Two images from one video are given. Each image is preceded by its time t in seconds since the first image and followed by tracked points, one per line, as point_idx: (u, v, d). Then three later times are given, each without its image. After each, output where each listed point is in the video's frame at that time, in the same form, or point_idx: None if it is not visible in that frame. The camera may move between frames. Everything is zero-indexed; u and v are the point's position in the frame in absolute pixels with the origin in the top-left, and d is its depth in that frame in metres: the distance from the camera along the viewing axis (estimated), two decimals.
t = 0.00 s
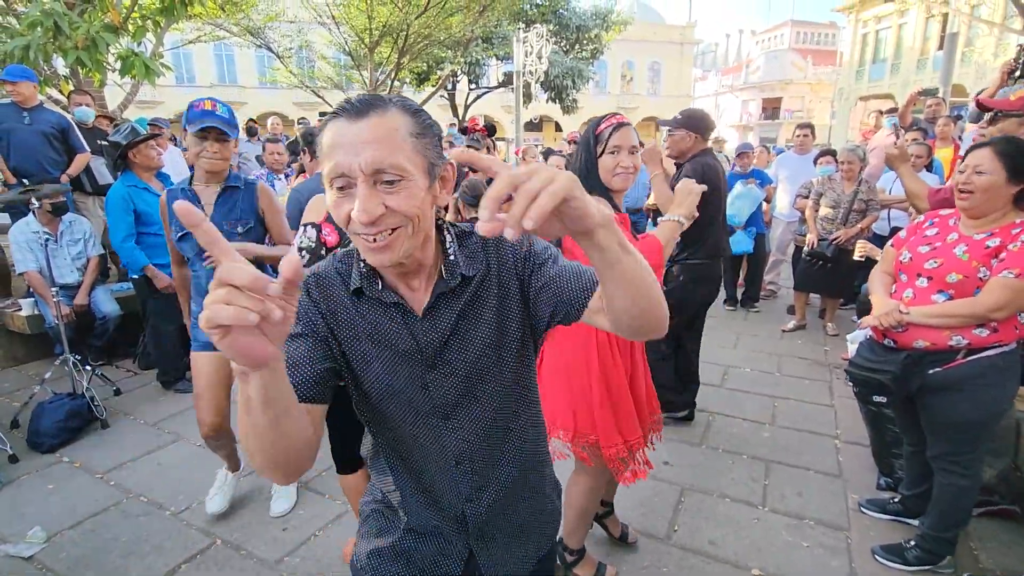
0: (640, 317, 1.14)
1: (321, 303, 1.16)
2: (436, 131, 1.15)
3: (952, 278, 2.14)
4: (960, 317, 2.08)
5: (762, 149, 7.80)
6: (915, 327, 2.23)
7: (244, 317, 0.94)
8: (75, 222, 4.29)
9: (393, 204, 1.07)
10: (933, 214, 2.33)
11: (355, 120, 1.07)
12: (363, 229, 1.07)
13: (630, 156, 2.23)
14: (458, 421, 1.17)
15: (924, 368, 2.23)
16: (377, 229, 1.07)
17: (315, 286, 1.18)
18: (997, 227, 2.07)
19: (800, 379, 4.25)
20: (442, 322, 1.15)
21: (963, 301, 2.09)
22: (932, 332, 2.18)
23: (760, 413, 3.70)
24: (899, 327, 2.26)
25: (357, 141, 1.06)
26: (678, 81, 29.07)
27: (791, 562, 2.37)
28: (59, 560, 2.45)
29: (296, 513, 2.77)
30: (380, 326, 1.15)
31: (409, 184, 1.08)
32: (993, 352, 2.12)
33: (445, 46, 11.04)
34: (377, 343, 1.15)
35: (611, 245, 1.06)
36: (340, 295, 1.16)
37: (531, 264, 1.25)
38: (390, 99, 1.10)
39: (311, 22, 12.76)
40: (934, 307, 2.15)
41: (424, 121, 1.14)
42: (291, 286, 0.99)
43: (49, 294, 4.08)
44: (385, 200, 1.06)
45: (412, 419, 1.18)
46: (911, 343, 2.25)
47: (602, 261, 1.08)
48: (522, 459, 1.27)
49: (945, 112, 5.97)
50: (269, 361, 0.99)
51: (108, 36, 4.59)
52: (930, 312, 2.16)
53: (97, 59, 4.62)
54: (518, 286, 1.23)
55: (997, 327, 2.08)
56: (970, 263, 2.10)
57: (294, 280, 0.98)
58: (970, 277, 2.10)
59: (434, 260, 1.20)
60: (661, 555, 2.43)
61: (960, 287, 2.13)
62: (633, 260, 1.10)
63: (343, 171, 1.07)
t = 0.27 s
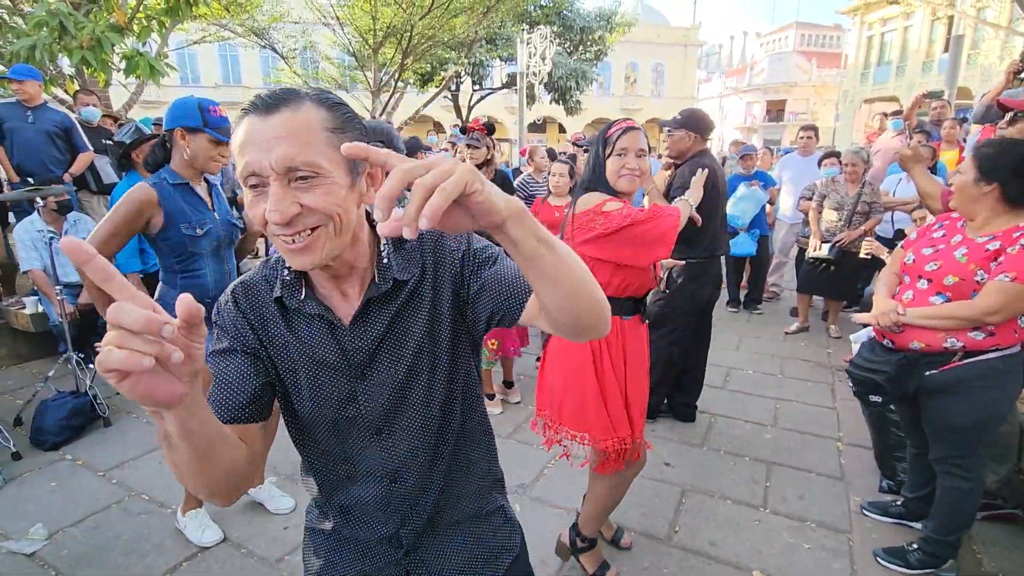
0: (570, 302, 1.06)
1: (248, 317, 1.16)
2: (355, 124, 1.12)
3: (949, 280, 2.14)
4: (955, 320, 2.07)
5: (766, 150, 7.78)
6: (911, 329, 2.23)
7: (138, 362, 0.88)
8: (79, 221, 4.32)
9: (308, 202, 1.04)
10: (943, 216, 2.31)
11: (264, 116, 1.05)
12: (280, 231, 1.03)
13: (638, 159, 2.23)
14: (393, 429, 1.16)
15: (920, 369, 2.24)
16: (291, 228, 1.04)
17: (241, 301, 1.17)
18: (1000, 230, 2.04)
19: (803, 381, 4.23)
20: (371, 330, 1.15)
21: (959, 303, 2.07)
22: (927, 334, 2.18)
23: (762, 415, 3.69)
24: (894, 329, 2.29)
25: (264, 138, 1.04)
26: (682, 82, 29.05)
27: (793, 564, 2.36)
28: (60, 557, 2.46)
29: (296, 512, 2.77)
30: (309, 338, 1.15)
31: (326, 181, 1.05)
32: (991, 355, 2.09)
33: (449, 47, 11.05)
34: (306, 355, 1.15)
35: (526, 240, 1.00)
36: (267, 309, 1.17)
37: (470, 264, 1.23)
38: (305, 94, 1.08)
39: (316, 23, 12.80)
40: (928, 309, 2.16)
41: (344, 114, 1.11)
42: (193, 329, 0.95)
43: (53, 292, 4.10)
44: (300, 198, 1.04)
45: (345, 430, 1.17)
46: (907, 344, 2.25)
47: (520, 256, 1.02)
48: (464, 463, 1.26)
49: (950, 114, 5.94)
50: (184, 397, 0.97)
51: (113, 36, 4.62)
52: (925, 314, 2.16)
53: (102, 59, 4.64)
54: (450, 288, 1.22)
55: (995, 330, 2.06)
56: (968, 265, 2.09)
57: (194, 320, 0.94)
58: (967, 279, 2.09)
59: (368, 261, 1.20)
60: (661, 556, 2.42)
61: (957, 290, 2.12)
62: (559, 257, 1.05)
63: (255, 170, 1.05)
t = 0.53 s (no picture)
0: (529, 317, 1.04)
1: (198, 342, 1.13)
2: (299, 136, 1.11)
3: (935, 284, 2.17)
4: (935, 322, 2.11)
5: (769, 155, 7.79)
6: (898, 331, 2.29)
7: (23, 396, 0.85)
8: (83, 220, 4.32)
9: (242, 217, 1.00)
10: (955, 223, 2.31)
11: (202, 129, 1.03)
12: (218, 248, 1.02)
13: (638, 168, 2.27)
14: (348, 453, 1.10)
15: (904, 373, 2.29)
16: (230, 246, 1.02)
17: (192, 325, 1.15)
18: (991, 236, 2.03)
19: (805, 386, 4.22)
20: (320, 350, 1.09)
21: (940, 307, 2.11)
22: (912, 337, 2.24)
23: (763, 420, 3.68)
24: (885, 330, 2.36)
25: (201, 152, 1.02)
26: (685, 87, 29.10)
27: (793, 569, 2.36)
28: (60, 555, 2.46)
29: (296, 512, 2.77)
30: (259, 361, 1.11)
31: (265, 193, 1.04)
32: (972, 361, 2.11)
33: (453, 50, 11.08)
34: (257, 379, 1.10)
35: (462, 252, 0.97)
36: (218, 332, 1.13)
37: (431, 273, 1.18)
38: (246, 107, 1.07)
39: (321, 25, 12.85)
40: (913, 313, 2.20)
41: (287, 125, 1.09)
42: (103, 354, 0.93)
43: (56, 291, 4.11)
44: (239, 212, 1.01)
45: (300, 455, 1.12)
46: (894, 347, 2.32)
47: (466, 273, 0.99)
48: (431, 482, 1.18)
49: (954, 120, 5.93)
50: (100, 430, 0.95)
51: (118, 37, 4.64)
52: (909, 318, 2.21)
53: (107, 60, 4.66)
54: (410, 298, 1.15)
55: (975, 336, 2.07)
56: (953, 270, 2.11)
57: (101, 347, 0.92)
58: (951, 284, 2.12)
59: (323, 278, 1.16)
60: (662, 560, 2.41)
61: (943, 293, 2.15)
62: (507, 262, 1.01)
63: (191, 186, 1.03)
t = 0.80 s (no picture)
0: (487, 309, 1.16)
1: (121, 339, 1.08)
2: (245, 121, 1.08)
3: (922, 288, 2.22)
4: (911, 322, 2.19)
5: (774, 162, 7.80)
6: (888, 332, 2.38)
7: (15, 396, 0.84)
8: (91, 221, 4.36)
9: (188, 207, 1.00)
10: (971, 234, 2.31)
11: (138, 106, 0.99)
12: (155, 234, 1.00)
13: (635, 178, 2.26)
14: (295, 453, 1.11)
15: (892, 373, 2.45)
16: (169, 232, 1.00)
17: (112, 321, 1.09)
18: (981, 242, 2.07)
19: (808, 393, 4.22)
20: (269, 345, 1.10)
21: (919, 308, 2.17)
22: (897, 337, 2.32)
23: (767, 426, 3.68)
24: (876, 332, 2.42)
25: (138, 130, 0.99)
26: (690, 94, 29.16)
27: None
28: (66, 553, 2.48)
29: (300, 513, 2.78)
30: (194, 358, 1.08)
31: (206, 178, 1.01)
32: (948, 365, 2.15)
33: (459, 56, 11.16)
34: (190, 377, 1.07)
35: (469, 244, 1.08)
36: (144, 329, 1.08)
37: (382, 271, 1.23)
38: (190, 87, 1.04)
39: (328, 30, 12.96)
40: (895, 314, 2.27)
41: (232, 109, 1.07)
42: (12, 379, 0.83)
43: (64, 291, 4.14)
44: (179, 196, 1.00)
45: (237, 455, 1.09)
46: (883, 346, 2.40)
47: (463, 258, 1.09)
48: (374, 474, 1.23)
49: (959, 128, 5.93)
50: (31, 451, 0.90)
51: (129, 41, 4.69)
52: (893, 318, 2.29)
53: (117, 63, 4.71)
54: (362, 293, 1.20)
55: (951, 340, 2.11)
56: (937, 275, 2.16)
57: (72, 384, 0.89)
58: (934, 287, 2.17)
59: (267, 271, 1.18)
60: (664, 565, 2.41)
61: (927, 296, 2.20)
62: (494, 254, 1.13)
63: (125, 166, 0.99)
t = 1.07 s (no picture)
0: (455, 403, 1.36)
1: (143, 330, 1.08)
2: (294, 155, 1.23)
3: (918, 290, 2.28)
4: (901, 324, 2.27)
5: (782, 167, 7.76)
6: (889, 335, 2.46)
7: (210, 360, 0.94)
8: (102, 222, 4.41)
9: (248, 221, 1.12)
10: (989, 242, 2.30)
11: (213, 129, 1.12)
12: (214, 236, 1.11)
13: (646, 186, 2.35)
14: (290, 468, 1.16)
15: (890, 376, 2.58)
16: (226, 239, 1.11)
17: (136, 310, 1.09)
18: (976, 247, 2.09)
19: (815, 399, 4.19)
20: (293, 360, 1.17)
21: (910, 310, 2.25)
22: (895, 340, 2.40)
23: (773, 431, 3.66)
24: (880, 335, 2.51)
25: (213, 147, 1.11)
26: (698, 98, 29.11)
27: None
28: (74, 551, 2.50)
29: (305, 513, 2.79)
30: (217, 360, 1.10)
31: (266, 195, 1.14)
32: (935, 367, 2.20)
33: (466, 60, 11.19)
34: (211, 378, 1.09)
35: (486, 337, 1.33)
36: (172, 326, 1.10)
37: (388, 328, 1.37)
38: (253, 122, 1.18)
39: (337, 34, 13.04)
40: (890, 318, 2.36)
41: (286, 143, 1.21)
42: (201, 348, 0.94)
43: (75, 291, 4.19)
44: (240, 207, 1.11)
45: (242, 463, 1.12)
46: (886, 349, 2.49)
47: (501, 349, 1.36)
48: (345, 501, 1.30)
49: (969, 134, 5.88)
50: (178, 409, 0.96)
51: (140, 45, 4.75)
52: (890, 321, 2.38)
53: (130, 66, 4.77)
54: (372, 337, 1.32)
55: (938, 342, 2.17)
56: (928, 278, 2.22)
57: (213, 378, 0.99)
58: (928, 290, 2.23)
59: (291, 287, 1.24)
60: (669, 570, 2.40)
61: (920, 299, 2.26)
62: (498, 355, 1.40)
63: (195, 177, 1.10)
